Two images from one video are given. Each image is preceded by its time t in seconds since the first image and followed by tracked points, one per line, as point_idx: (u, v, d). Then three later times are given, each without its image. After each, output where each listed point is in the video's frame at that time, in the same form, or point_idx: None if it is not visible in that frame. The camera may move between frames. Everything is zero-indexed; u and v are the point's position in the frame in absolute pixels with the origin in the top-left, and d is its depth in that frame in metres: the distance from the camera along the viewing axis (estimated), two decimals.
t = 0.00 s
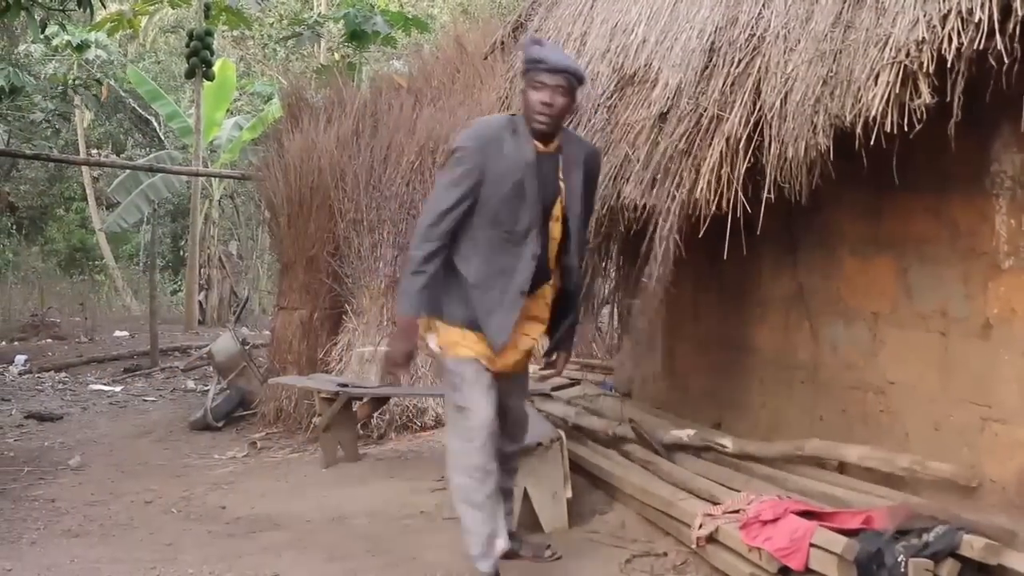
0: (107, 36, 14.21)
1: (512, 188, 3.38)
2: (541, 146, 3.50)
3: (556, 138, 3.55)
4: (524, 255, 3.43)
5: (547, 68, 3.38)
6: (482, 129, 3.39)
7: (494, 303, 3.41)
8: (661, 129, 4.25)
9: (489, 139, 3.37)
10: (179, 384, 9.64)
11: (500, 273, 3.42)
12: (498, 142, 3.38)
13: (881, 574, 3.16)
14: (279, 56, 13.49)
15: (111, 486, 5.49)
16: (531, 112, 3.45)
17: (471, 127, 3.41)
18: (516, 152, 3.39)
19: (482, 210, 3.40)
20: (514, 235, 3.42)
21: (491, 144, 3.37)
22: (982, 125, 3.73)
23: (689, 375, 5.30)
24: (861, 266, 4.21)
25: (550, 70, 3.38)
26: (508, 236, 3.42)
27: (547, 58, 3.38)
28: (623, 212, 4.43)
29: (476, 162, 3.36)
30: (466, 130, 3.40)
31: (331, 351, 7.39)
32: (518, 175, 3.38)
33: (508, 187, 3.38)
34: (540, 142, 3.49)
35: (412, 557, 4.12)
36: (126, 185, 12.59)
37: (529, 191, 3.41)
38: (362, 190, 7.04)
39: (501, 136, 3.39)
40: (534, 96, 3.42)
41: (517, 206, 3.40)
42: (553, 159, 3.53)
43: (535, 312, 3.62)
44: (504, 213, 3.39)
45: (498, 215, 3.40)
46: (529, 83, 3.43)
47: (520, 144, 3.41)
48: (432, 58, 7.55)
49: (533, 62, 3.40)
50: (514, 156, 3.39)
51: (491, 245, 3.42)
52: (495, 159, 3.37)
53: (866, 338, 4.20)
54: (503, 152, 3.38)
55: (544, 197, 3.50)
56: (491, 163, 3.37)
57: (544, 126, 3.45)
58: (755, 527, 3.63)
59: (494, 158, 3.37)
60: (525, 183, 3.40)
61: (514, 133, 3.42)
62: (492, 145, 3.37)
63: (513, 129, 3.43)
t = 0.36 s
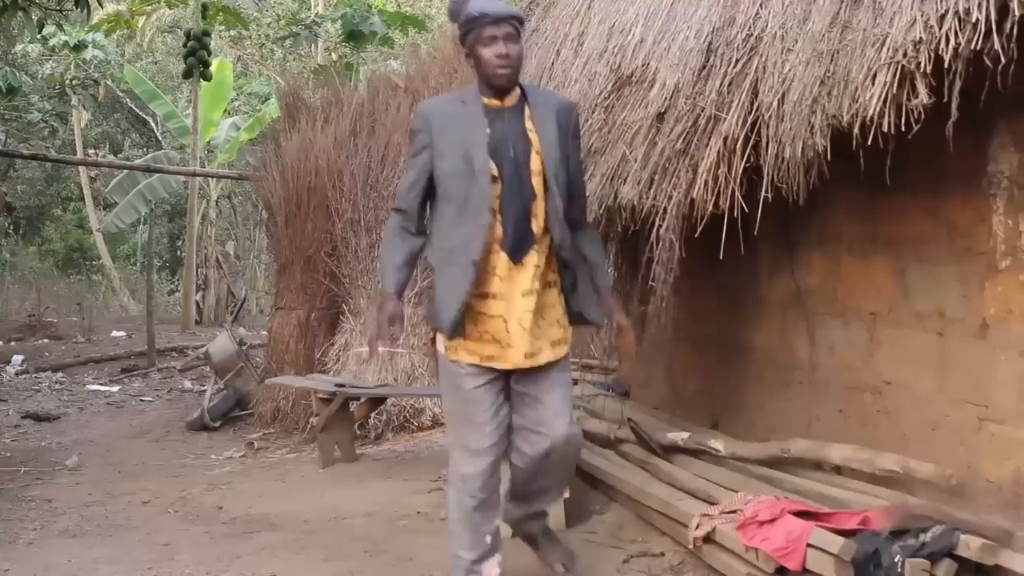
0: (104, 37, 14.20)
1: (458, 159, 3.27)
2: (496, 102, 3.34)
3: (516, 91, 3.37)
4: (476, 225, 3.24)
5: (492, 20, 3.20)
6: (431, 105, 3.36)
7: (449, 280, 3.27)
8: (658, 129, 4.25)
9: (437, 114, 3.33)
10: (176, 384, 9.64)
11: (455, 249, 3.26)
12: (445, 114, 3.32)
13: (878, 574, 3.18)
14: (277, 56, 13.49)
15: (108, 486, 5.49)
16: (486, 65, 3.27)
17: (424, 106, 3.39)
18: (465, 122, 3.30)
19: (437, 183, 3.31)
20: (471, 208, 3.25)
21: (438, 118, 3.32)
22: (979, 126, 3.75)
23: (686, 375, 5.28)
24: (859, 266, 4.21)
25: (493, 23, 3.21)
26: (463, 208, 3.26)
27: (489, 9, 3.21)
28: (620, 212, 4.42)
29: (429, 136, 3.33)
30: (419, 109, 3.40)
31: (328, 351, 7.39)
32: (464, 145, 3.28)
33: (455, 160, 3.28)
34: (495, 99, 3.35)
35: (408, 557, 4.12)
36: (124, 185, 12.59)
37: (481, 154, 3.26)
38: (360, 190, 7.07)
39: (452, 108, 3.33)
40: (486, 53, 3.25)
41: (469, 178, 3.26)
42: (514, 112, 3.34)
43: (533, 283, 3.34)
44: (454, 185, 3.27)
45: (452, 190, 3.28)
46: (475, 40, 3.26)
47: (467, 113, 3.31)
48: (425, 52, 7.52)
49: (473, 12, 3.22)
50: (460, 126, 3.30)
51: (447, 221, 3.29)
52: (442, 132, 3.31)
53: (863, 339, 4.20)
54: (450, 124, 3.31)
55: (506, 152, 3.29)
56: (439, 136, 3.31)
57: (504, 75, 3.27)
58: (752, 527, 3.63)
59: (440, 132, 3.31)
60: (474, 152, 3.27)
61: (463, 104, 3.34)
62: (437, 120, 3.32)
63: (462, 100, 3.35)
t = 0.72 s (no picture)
0: (87, 54, 14.16)
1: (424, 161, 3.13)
2: (474, 108, 3.20)
3: (498, 97, 3.21)
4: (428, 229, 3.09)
5: (465, 24, 3.17)
6: (412, 104, 3.25)
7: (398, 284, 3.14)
8: (640, 146, 4.24)
9: (415, 113, 3.23)
10: (156, 403, 9.58)
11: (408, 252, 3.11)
12: (422, 116, 3.21)
13: None
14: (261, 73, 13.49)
15: (90, 505, 5.45)
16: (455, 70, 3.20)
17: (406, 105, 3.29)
18: (439, 126, 3.17)
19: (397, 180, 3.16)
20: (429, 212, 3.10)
21: (416, 117, 3.21)
22: (958, 145, 3.85)
23: (666, 394, 5.26)
24: (840, 284, 4.24)
25: (468, 27, 3.16)
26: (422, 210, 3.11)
27: (463, 15, 3.17)
28: (603, 230, 4.40)
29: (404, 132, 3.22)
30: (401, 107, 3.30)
31: (310, 369, 7.41)
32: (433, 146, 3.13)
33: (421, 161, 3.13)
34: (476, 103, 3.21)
35: None
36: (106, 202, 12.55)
37: (447, 157, 3.11)
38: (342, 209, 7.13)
39: (431, 109, 3.22)
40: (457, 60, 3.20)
41: (433, 181, 3.10)
42: (490, 118, 3.17)
43: (501, 297, 3.12)
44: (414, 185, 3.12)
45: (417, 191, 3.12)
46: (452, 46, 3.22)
47: (441, 116, 3.19)
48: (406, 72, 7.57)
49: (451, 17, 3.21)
50: (433, 128, 3.17)
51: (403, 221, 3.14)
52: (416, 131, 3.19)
53: (844, 357, 4.22)
54: (424, 126, 3.19)
55: (477, 157, 3.12)
56: (412, 134, 3.19)
57: (471, 87, 3.16)
58: (733, 545, 3.63)
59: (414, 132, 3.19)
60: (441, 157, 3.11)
61: (441, 106, 3.21)
62: (414, 120, 3.21)
63: (440, 102, 3.22)
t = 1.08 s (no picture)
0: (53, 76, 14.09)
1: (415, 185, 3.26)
2: (474, 138, 3.27)
3: (500, 128, 3.26)
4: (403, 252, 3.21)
5: (464, 58, 3.15)
6: (421, 119, 3.36)
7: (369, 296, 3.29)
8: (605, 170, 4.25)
9: (419, 130, 3.33)
10: (119, 428, 9.51)
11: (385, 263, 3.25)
12: (425, 136, 3.32)
13: None
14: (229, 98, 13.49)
15: (53, 531, 5.40)
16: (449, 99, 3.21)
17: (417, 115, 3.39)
18: (437, 150, 3.28)
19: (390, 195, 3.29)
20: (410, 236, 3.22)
21: (420, 134, 3.33)
22: (921, 168, 3.89)
23: (627, 413, 5.24)
24: (804, 307, 4.28)
25: (464, 62, 3.15)
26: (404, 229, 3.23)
27: (465, 48, 3.15)
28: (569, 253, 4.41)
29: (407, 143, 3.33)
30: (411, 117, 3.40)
31: (274, 393, 7.48)
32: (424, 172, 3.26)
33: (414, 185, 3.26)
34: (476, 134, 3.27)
35: None
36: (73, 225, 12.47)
37: (437, 188, 3.22)
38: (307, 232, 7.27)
39: (434, 127, 3.33)
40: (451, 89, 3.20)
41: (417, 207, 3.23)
42: (486, 152, 3.26)
43: (476, 343, 3.20)
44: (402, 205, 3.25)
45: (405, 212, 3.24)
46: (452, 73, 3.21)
47: (440, 142, 3.29)
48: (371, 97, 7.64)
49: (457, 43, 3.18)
50: (429, 153, 3.28)
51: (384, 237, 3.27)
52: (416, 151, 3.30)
53: (809, 379, 4.26)
54: (424, 147, 3.30)
55: (467, 195, 3.22)
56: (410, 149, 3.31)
57: (459, 121, 3.20)
58: (698, 567, 3.64)
59: (414, 149, 3.31)
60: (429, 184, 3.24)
61: (442, 131, 3.31)
62: (418, 138, 3.32)
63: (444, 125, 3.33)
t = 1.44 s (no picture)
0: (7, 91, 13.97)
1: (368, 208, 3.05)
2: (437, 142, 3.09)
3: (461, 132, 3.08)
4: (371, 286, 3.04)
5: (467, 50, 3.00)
6: (370, 133, 3.15)
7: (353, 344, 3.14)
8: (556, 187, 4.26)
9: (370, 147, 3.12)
10: (70, 446, 9.46)
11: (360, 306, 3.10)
12: (376, 149, 3.11)
13: None
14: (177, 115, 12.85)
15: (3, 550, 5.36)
16: (451, 95, 2.99)
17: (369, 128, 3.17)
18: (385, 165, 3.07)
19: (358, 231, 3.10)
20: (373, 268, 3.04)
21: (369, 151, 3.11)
22: (869, 184, 3.93)
23: (582, 430, 5.26)
24: (754, 322, 4.32)
25: (464, 54, 3.00)
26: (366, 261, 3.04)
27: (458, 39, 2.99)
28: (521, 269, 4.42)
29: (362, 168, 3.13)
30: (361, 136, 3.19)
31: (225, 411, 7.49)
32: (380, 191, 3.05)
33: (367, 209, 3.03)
34: (439, 137, 3.10)
35: None
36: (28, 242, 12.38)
37: (381, 201, 3.03)
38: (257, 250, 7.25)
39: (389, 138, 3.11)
40: (451, 84, 2.98)
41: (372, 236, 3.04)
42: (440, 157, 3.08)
43: (434, 357, 3.05)
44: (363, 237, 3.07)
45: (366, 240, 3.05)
46: (445, 69, 2.99)
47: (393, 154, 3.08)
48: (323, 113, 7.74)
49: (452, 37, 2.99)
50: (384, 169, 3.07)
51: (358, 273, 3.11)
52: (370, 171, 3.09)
53: (759, 395, 4.30)
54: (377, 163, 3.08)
55: (420, 204, 3.05)
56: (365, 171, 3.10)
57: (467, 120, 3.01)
58: None
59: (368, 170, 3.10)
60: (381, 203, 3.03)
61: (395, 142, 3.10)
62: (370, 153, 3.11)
63: (399, 130, 3.12)
